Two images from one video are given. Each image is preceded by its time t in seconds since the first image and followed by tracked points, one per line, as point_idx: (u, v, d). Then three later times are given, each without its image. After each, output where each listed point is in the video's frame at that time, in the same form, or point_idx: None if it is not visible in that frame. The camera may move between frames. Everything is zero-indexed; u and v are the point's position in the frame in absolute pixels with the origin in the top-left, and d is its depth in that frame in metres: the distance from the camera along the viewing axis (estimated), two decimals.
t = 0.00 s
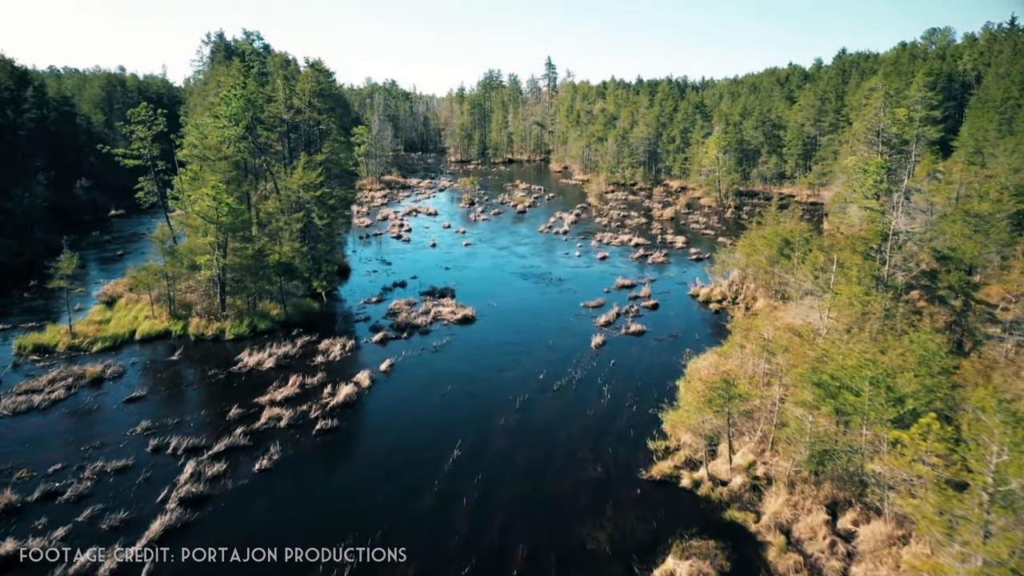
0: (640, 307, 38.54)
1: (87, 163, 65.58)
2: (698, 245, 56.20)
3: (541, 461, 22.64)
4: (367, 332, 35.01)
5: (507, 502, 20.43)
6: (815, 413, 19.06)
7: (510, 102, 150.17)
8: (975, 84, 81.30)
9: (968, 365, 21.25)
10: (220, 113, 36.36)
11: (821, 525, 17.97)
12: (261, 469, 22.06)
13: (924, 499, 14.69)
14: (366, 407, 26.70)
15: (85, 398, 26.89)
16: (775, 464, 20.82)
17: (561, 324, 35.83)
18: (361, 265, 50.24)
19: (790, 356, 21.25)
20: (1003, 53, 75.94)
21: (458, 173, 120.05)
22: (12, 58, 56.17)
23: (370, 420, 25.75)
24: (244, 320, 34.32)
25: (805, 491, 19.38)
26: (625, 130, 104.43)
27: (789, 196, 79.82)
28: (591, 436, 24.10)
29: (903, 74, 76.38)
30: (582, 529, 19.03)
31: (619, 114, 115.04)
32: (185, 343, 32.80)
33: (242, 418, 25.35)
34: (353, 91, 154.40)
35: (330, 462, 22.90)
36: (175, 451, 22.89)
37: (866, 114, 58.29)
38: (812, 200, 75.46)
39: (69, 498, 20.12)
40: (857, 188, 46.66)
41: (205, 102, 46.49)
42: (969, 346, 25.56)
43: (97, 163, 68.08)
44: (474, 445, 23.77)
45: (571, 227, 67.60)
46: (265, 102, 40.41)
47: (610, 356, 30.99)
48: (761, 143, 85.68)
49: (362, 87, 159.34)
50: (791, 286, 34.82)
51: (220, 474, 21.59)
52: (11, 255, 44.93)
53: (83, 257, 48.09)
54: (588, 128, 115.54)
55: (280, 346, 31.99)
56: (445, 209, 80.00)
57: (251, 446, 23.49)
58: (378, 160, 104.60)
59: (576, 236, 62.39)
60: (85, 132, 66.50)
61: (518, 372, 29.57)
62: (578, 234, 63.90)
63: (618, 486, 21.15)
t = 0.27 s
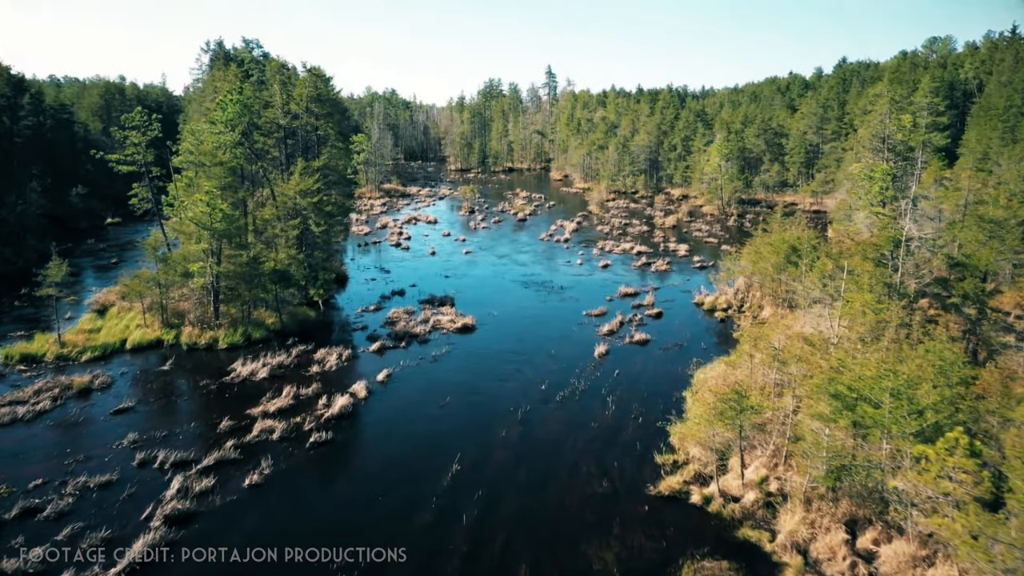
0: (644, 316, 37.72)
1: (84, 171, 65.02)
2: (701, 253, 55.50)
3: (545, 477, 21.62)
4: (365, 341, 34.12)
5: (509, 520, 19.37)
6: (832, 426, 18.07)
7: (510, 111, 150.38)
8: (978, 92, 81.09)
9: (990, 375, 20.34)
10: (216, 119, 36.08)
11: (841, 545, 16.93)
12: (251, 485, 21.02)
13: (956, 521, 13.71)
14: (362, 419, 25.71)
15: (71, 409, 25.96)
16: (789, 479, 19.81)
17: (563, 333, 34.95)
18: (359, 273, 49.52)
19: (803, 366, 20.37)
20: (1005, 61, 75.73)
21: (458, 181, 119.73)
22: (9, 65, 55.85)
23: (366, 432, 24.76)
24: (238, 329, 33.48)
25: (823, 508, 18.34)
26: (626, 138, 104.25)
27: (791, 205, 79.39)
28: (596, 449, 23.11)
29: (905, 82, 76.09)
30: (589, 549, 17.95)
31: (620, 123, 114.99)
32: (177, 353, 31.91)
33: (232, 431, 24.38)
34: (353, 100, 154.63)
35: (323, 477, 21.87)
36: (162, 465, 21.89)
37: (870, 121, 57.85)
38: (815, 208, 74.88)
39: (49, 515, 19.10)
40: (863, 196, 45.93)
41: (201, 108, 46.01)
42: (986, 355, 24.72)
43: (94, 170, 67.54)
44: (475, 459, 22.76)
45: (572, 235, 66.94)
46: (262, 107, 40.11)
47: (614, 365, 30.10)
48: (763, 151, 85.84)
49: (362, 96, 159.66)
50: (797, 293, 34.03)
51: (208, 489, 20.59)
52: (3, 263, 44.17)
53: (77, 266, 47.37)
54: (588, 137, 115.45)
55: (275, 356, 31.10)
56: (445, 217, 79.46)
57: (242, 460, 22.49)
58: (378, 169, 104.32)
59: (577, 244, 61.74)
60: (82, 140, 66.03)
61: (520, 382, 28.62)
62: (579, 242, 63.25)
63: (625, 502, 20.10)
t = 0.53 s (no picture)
0: (648, 325, 36.72)
1: (79, 179, 64.37)
2: (704, 261, 54.75)
3: (548, 493, 20.42)
4: (361, 351, 33.08)
5: (511, 541, 18.13)
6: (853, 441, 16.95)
7: (510, 121, 150.62)
8: (981, 101, 80.83)
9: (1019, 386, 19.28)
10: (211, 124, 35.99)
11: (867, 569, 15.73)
12: (237, 501, 19.79)
13: (1002, 545, 12.48)
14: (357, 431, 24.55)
15: (53, 421, 24.84)
16: (808, 497, 18.63)
17: (565, 342, 33.91)
18: (356, 281, 48.62)
19: (818, 376, 19.30)
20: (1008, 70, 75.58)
21: (458, 190, 119.51)
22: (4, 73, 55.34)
23: (360, 445, 23.58)
24: (230, 338, 32.46)
25: (845, 528, 17.14)
26: (627, 147, 104.05)
27: (794, 214, 78.89)
28: (602, 464, 21.94)
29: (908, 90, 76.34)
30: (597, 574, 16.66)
31: (620, 132, 114.90)
32: (167, 363, 30.85)
33: (220, 444, 23.18)
34: (353, 110, 154.93)
35: (315, 491, 20.79)
36: (144, 480, 20.67)
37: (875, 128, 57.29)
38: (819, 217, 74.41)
39: (21, 534, 17.86)
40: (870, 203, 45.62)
41: (197, 114, 45.45)
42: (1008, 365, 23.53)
43: (90, 178, 66.93)
44: (475, 474, 21.60)
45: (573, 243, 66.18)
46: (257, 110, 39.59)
47: (618, 376, 29.05)
48: (766, 159, 86.07)
49: (362, 106, 159.92)
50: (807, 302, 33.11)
51: (192, 506, 19.36)
52: None
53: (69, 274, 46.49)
54: (589, 146, 115.32)
55: (267, 366, 30.00)
56: (445, 226, 78.83)
57: (229, 476, 21.27)
58: (377, 178, 103.95)
59: (579, 253, 60.94)
60: (78, 147, 65.48)
61: (521, 394, 27.49)
62: (580, 250, 62.54)
63: (634, 521, 18.85)
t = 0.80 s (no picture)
0: (653, 332, 35.86)
1: (76, 186, 63.87)
2: (708, 267, 54.08)
3: (552, 506, 19.35)
4: (357, 358, 32.13)
5: (513, 557, 17.07)
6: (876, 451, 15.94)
7: (510, 129, 150.97)
8: (983, 109, 80.71)
9: None
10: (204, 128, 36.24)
11: None
12: (224, 515, 18.71)
13: None
14: (351, 441, 23.52)
15: (37, 431, 23.85)
16: (825, 511, 17.63)
17: (567, 349, 33.01)
18: (354, 288, 47.88)
19: (835, 383, 18.33)
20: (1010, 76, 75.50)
21: (458, 198, 119.24)
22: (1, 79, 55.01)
23: (355, 456, 22.56)
24: (223, 345, 31.58)
25: (868, 545, 16.09)
26: (628, 154, 103.94)
27: (797, 221, 78.68)
28: (608, 475, 20.89)
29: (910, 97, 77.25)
30: None
31: (621, 140, 114.97)
32: (157, 371, 29.91)
33: (209, 454, 22.07)
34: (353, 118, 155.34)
35: (307, 502, 19.80)
36: (127, 492, 19.57)
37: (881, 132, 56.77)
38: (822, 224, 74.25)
39: None
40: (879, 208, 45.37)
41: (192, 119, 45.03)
42: None
43: (87, 185, 66.47)
44: (474, 486, 20.57)
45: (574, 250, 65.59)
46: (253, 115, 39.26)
47: (622, 383, 28.10)
48: (768, 166, 87.25)
49: (362, 114, 160.17)
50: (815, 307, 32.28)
51: (177, 520, 18.27)
52: None
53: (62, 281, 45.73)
54: (590, 153, 115.33)
55: (260, 374, 29.04)
56: (445, 233, 78.33)
57: (217, 488, 20.18)
58: (377, 186, 103.71)
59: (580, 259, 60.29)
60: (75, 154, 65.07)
61: (522, 403, 26.51)
62: (582, 257, 61.93)
63: (643, 536, 17.76)
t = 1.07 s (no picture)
0: (658, 337, 35.00)
1: (71, 192, 63.27)
2: (711, 273, 53.38)
3: (557, 519, 18.28)
4: (353, 365, 31.14)
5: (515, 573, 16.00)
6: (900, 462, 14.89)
7: (510, 136, 151.22)
8: (986, 115, 80.71)
9: None
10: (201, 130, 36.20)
11: None
12: (210, 528, 17.61)
13: None
14: (345, 450, 22.47)
15: (18, 439, 22.83)
16: (847, 525, 16.55)
17: (569, 356, 32.05)
18: (352, 293, 47.14)
19: (855, 388, 17.35)
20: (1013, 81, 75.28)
21: (458, 205, 118.93)
22: None
23: (348, 465, 21.51)
24: (215, 351, 30.67)
25: (895, 561, 15.00)
26: (629, 161, 103.77)
27: (800, 227, 78.58)
28: (615, 485, 19.83)
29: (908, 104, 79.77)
30: None
31: (622, 146, 115.01)
32: (147, 377, 28.97)
33: (196, 463, 20.94)
34: (353, 125, 155.55)
35: (299, 513, 18.78)
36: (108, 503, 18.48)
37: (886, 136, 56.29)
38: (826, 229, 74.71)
39: None
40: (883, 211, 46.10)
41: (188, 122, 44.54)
42: None
43: (83, 192, 65.89)
44: (474, 497, 19.52)
45: (576, 255, 65.07)
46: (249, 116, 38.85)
47: (627, 390, 27.10)
48: (771, 172, 89.72)
49: (362, 121, 160.28)
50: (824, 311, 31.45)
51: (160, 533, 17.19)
52: None
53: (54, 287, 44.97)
54: (590, 160, 115.35)
55: (253, 380, 28.06)
56: (444, 239, 77.82)
57: (205, 498, 19.11)
58: (376, 192, 103.44)
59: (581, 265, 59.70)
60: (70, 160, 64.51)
61: (524, 410, 25.50)
62: (583, 263, 61.24)
63: (654, 551, 16.66)
